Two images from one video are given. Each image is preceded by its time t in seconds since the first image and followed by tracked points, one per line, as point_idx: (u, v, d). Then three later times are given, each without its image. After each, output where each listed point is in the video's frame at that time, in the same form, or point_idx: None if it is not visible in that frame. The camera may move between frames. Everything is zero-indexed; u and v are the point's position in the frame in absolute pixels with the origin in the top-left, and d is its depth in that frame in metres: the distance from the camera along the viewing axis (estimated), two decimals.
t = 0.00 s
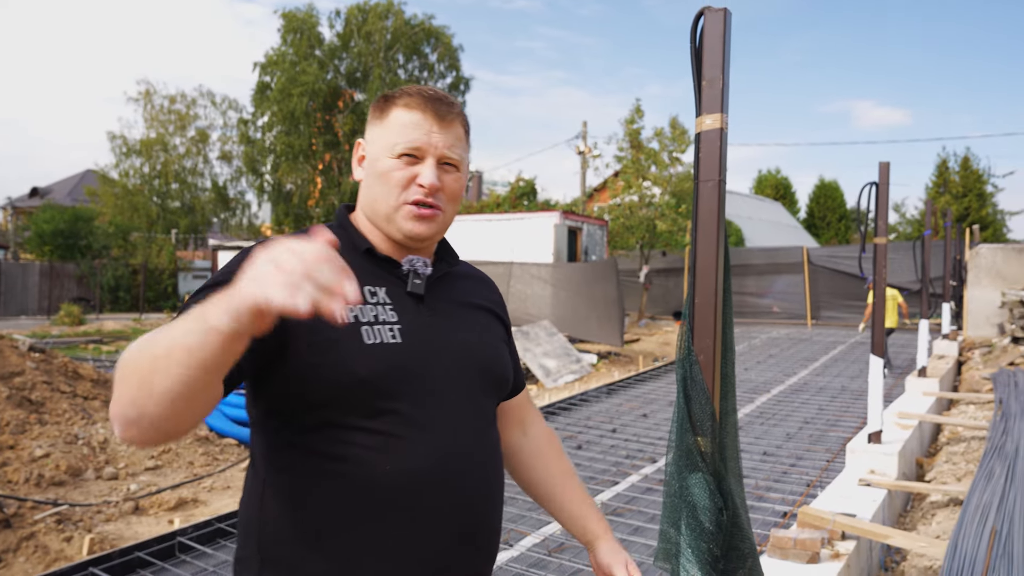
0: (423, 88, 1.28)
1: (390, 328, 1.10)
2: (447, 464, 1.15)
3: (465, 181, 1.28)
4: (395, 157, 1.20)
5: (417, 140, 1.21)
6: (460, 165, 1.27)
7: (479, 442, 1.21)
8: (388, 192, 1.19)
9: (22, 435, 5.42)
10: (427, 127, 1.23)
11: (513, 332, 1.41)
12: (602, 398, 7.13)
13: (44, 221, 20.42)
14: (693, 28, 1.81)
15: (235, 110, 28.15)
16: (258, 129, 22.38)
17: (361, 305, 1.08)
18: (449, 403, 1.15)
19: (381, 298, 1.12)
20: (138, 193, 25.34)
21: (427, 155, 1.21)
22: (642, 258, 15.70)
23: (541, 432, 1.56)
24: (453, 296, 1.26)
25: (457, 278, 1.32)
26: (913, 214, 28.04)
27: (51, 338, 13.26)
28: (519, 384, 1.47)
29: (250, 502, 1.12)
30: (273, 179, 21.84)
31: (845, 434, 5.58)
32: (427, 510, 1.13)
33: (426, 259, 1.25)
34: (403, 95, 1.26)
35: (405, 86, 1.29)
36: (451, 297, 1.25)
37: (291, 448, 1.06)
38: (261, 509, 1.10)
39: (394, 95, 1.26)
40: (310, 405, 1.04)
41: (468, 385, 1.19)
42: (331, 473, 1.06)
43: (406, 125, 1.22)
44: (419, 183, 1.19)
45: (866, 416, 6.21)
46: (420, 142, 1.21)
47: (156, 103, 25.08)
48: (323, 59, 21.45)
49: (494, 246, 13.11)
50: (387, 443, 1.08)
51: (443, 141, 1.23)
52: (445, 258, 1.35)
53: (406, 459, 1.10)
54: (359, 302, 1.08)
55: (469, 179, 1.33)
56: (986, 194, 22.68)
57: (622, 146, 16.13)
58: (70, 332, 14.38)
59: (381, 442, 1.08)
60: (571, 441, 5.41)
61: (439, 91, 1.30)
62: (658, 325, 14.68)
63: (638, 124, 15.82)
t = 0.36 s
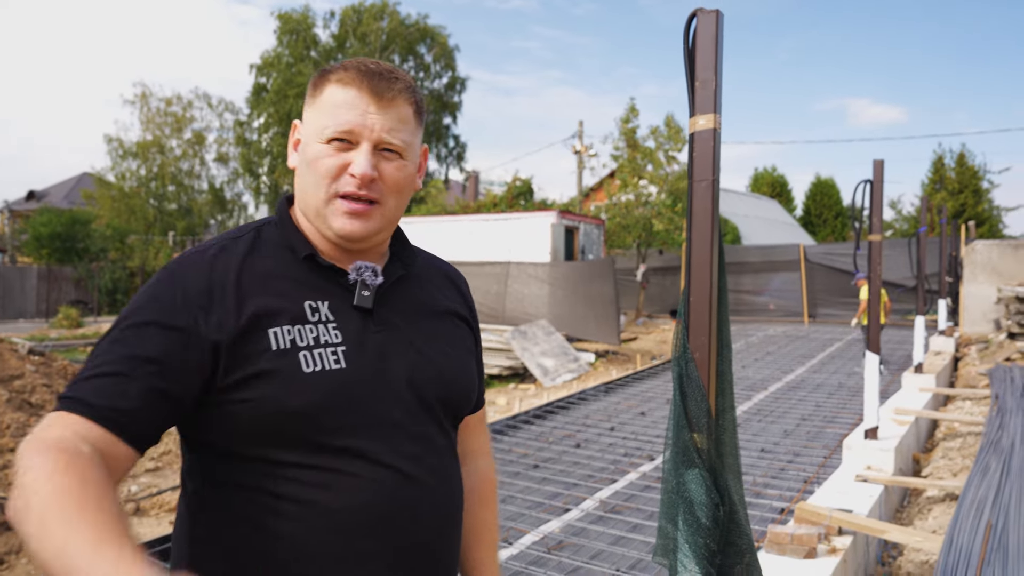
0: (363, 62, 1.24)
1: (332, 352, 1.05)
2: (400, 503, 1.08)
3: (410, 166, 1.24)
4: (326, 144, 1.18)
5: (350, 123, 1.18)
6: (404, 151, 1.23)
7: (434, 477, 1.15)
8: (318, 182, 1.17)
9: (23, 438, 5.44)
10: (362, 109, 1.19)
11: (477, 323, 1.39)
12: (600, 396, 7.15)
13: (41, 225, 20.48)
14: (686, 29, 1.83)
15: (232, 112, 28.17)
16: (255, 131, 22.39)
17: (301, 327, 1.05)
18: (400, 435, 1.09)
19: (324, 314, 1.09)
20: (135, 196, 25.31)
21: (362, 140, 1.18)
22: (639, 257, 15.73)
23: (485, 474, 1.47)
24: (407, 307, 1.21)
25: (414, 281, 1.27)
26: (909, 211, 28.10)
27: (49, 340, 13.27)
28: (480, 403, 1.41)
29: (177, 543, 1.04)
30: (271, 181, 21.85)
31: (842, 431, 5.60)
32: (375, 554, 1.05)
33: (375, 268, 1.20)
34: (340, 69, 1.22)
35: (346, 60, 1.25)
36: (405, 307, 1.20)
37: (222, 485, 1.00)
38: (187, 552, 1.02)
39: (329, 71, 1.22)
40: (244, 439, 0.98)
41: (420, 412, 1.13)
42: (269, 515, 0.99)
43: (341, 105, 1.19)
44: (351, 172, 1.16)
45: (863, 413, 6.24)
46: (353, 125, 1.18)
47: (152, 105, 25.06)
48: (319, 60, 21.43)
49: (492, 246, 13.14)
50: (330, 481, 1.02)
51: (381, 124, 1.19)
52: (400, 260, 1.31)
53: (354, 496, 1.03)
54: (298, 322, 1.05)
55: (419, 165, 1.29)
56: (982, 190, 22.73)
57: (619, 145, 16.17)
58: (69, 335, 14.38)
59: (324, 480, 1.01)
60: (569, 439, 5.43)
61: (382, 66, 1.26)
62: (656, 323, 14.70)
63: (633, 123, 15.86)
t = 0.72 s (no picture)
0: (335, 56, 1.25)
1: (308, 353, 1.06)
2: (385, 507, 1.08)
3: (393, 163, 1.27)
4: (308, 143, 1.17)
5: (335, 122, 1.19)
6: (386, 149, 1.26)
7: (423, 478, 1.15)
8: (302, 181, 1.16)
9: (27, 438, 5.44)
10: (345, 105, 1.20)
11: (464, 317, 1.39)
12: (602, 399, 7.17)
13: (46, 226, 20.51)
14: (688, 37, 1.85)
15: (235, 114, 28.27)
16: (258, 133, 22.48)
17: (274, 328, 1.06)
18: (382, 439, 1.09)
19: (299, 313, 1.10)
20: (139, 198, 25.36)
21: (348, 139, 1.19)
22: (641, 260, 15.75)
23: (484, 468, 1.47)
24: (387, 306, 1.22)
25: (396, 281, 1.28)
26: (912, 215, 28.11)
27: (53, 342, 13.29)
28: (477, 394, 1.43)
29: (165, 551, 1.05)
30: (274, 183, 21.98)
31: (844, 435, 5.61)
32: (362, 556, 1.05)
33: (353, 267, 1.22)
34: (312, 65, 1.22)
35: (315, 54, 1.25)
36: (384, 306, 1.21)
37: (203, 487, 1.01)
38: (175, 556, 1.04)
39: (302, 68, 1.22)
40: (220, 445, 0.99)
41: (402, 414, 1.12)
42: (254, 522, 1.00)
43: (322, 103, 1.19)
44: (341, 170, 1.17)
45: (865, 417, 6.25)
46: (339, 124, 1.19)
47: (156, 108, 25.14)
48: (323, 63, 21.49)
49: (495, 249, 13.15)
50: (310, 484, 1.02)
51: (366, 121, 1.21)
52: (380, 257, 1.31)
53: (339, 501, 1.04)
54: (271, 324, 1.06)
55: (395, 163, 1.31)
56: (984, 195, 22.73)
57: (621, 149, 16.21)
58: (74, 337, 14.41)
59: (304, 483, 1.02)
60: (571, 442, 5.45)
61: (355, 59, 1.27)
62: (658, 327, 14.72)
63: (636, 126, 15.90)
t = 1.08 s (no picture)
0: (379, 79, 1.26)
1: (352, 356, 1.09)
2: (420, 501, 1.12)
3: (432, 182, 1.29)
4: (360, 163, 1.18)
5: (386, 144, 1.20)
6: (427, 168, 1.28)
7: (455, 471, 1.18)
8: (356, 201, 1.17)
9: (37, 436, 5.51)
10: (394, 128, 1.21)
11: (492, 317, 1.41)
12: (608, 398, 7.20)
13: (54, 225, 20.65)
14: (693, 39, 1.87)
15: (242, 114, 28.38)
16: (264, 133, 22.56)
17: (319, 332, 1.09)
18: (418, 436, 1.13)
19: (342, 318, 1.13)
20: (145, 197, 25.51)
21: (398, 159, 1.20)
22: (646, 259, 15.75)
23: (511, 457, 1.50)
24: (423, 308, 1.24)
25: (426, 283, 1.30)
26: (918, 215, 28.02)
27: (62, 340, 13.41)
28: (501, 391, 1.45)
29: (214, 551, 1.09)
30: (280, 182, 22.09)
31: (849, 435, 5.62)
32: (399, 548, 1.09)
33: (390, 268, 1.24)
34: (361, 87, 1.22)
35: (362, 76, 1.25)
36: (419, 308, 1.24)
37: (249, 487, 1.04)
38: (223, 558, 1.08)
39: (349, 88, 1.22)
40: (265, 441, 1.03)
41: (436, 411, 1.16)
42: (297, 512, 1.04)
43: (372, 125, 1.20)
44: (391, 191, 1.18)
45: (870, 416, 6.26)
46: (389, 145, 1.20)
47: (163, 107, 25.28)
48: (329, 63, 21.54)
49: (500, 248, 13.17)
50: (350, 483, 1.05)
51: (413, 143, 1.23)
52: (410, 263, 1.32)
53: (377, 493, 1.08)
54: (317, 328, 1.09)
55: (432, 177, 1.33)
56: (992, 194, 22.62)
57: (626, 148, 16.23)
58: (82, 335, 14.53)
59: (343, 483, 1.05)
60: (576, 441, 5.47)
61: (397, 81, 1.28)
62: (663, 326, 14.74)
63: (641, 126, 15.91)
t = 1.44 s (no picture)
0: (450, 94, 1.31)
1: (398, 338, 1.15)
2: (452, 474, 1.17)
3: (491, 191, 1.34)
4: (428, 172, 1.24)
5: (452, 156, 1.25)
6: (488, 177, 1.32)
7: (489, 452, 1.22)
8: (421, 206, 1.24)
9: (40, 430, 5.55)
10: (460, 142, 1.26)
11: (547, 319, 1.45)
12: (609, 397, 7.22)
13: (58, 220, 20.69)
14: (693, 41, 1.89)
15: (246, 110, 28.42)
16: (268, 129, 22.58)
17: (372, 315, 1.16)
18: (456, 413, 1.18)
19: (393, 305, 1.19)
20: (148, 192, 25.56)
21: (462, 170, 1.26)
22: (649, 259, 15.75)
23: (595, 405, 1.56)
24: (472, 300, 1.29)
25: (481, 281, 1.34)
26: (922, 216, 27.98)
27: (65, 335, 13.44)
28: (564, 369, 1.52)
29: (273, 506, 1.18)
30: (283, 179, 22.11)
31: (848, 435, 5.64)
32: (429, 518, 1.15)
33: (446, 263, 1.30)
34: (432, 102, 1.28)
35: (434, 91, 1.30)
36: (468, 300, 1.28)
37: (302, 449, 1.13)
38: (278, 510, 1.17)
39: (422, 103, 1.27)
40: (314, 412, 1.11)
41: (474, 393, 1.21)
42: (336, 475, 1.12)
43: (444, 138, 1.25)
44: (454, 198, 1.25)
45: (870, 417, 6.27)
46: (455, 157, 1.25)
47: (167, 103, 25.32)
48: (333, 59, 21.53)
49: (502, 246, 13.17)
50: (387, 452, 1.12)
51: (476, 156, 1.28)
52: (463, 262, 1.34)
53: (410, 465, 1.14)
54: (370, 311, 1.16)
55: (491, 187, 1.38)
56: (996, 196, 22.56)
57: (630, 147, 16.23)
58: (84, 330, 14.56)
59: (382, 450, 1.12)
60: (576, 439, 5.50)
61: (466, 97, 1.33)
62: (665, 326, 14.75)
63: (645, 125, 15.92)
